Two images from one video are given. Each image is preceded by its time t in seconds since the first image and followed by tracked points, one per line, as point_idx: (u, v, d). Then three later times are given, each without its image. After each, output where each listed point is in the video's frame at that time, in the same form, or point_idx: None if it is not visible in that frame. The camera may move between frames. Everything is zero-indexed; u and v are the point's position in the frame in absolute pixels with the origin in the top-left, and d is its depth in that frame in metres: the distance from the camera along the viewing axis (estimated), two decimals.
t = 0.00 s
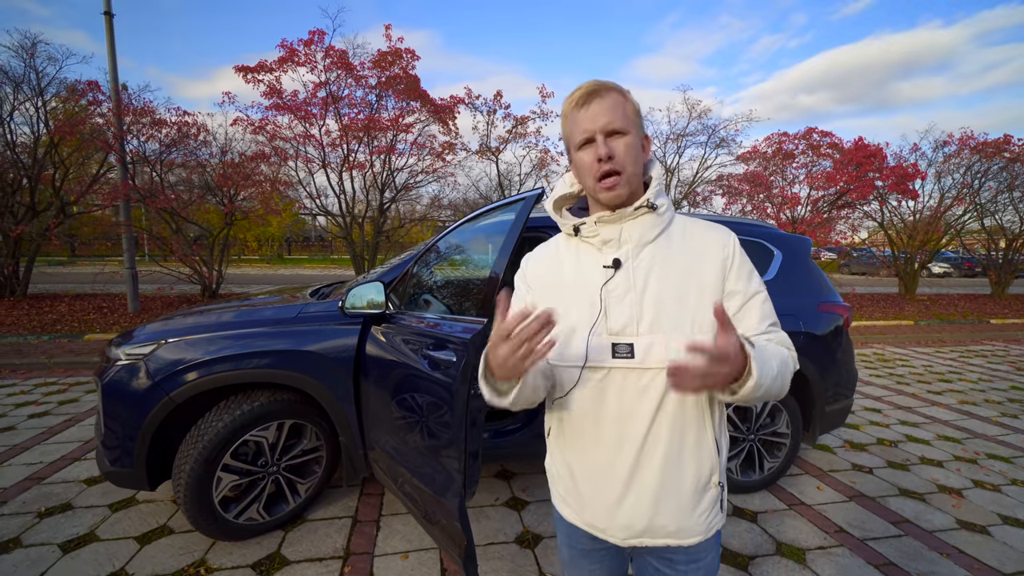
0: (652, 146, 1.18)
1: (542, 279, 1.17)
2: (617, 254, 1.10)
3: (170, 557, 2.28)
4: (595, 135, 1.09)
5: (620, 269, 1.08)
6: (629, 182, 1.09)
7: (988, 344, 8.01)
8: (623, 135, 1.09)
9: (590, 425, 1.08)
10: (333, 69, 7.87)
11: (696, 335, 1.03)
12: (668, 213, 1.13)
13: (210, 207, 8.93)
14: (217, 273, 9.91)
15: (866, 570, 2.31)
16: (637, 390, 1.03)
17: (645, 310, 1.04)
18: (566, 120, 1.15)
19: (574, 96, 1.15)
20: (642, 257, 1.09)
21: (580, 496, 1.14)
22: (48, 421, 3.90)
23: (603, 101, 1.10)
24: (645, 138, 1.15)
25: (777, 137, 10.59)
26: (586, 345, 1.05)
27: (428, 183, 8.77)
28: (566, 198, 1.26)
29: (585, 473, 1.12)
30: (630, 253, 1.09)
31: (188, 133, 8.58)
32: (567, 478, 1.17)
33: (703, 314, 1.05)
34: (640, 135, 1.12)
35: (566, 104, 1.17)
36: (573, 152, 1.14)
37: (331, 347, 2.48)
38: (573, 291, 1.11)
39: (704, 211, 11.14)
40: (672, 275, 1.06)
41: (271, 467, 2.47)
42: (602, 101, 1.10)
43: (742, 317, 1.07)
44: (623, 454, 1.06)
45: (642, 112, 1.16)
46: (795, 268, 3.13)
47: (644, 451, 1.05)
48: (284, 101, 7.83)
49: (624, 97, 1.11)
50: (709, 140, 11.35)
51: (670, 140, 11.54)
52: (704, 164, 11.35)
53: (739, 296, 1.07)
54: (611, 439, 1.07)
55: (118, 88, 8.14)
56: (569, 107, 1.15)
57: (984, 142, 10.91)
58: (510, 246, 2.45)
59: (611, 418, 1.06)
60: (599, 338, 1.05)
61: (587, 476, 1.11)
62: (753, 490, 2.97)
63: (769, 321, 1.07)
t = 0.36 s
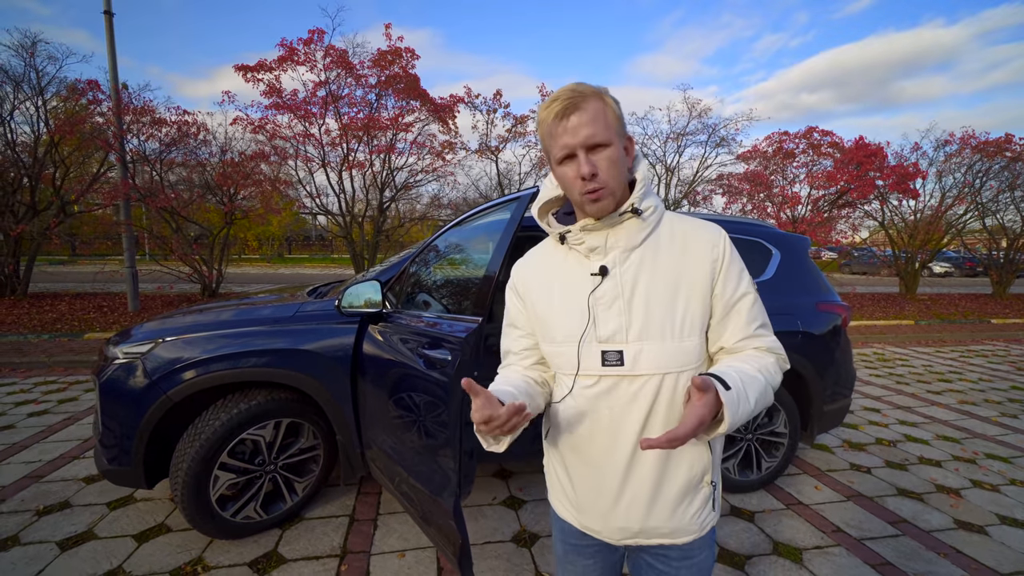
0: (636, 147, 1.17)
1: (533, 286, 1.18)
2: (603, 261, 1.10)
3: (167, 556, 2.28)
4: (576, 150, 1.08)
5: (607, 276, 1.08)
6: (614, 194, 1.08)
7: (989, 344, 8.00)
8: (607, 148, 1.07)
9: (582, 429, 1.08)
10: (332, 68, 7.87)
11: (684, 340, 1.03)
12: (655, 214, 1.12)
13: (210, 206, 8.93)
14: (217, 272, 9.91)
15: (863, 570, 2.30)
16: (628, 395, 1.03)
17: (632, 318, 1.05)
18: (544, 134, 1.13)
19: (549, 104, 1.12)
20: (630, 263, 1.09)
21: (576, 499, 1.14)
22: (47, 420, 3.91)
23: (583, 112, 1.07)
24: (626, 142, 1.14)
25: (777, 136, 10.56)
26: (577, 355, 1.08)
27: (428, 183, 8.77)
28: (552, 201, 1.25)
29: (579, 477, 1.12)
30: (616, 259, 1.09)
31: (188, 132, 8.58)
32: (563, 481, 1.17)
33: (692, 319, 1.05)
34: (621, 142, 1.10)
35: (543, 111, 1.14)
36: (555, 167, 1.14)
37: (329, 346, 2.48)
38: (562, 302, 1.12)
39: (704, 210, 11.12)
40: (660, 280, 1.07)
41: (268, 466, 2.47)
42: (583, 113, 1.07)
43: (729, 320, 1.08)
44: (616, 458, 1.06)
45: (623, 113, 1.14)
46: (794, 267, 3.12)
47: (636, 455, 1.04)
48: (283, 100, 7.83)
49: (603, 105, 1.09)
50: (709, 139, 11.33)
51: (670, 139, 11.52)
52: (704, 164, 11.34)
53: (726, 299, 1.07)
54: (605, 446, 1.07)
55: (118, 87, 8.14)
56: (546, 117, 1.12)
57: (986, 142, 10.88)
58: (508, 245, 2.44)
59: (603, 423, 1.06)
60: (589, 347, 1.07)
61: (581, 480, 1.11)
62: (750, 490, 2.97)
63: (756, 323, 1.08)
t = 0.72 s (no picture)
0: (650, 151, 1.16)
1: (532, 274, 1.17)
2: (605, 253, 1.11)
3: (169, 552, 2.30)
4: (602, 150, 1.04)
5: (608, 268, 1.09)
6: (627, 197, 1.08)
7: (991, 342, 7.98)
8: (630, 154, 1.05)
9: (580, 421, 1.09)
10: (334, 68, 7.90)
11: (680, 335, 1.06)
12: (657, 213, 1.14)
13: (212, 206, 8.97)
14: (219, 271, 9.95)
15: (861, 567, 2.31)
16: (625, 387, 1.04)
17: (631, 311, 1.06)
18: (570, 125, 1.08)
19: (585, 93, 1.06)
20: (630, 257, 1.10)
21: (570, 492, 1.14)
22: (51, 418, 3.94)
23: (618, 114, 1.03)
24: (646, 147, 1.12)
25: (779, 134, 10.54)
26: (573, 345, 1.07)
27: (430, 182, 8.79)
28: (555, 194, 1.25)
29: (574, 470, 1.12)
30: (618, 252, 1.10)
31: (190, 132, 8.61)
32: (556, 474, 1.18)
33: (687, 315, 1.07)
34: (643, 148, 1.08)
35: (575, 101, 1.07)
36: (574, 159, 1.09)
37: (330, 344, 2.50)
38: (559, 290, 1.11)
39: (706, 209, 11.11)
40: (657, 275, 1.08)
41: (269, 462, 2.49)
42: (618, 115, 1.03)
43: (721, 317, 1.09)
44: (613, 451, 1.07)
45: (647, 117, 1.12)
46: (794, 265, 3.13)
47: (633, 449, 1.06)
48: (285, 100, 7.86)
49: (636, 109, 1.06)
50: (711, 138, 11.31)
51: (672, 138, 11.50)
52: (706, 163, 11.33)
53: (720, 298, 1.09)
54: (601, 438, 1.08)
55: (121, 88, 8.18)
56: (577, 108, 1.06)
57: (989, 140, 10.85)
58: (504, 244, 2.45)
59: (600, 416, 1.07)
60: (587, 337, 1.07)
61: (577, 473, 1.12)
62: (750, 487, 2.97)
63: (748, 322, 1.10)
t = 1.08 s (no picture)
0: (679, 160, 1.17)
1: (543, 265, 1.13)
2: (626, 256, 1.11)
3: (171, 548, 2.32)
4: (651, 152, 1.02)
5: (628, 270, 1.09)
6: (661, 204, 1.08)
7: (992, 341, 7.97)
8: (672, 162, 1.05)
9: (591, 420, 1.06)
10: (335, 67, 7.91)
11: (689, 341, 1.10)
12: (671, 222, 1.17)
13: (214, 205, 9.00)
14: (221, 270, 9.98)
15: (861, 564, 2.31)
16: (638, 387, 1.06)
17: (648, 316, 1.08)
18: (621, 117, 1.05)
19: (650, 91, 1.02)
20: (648, 263, 1.11)
21: (570, 491, 1.11)
22: (54, 416, 3.95)
23: (675, 121, 1.02)
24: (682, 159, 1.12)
25: (781, 133, 10.52)
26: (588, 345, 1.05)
27: (431, 181, 8.80)
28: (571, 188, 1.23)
29: (577, 469, 1.10)
30: (639, 255, 1.11)
31: (192, 131, 8.64)
32: (555, 472, 1.13)
33: (694, 321, 1.12)
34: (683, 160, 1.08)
35: (635, 96, 1.03)
36: (617, 153, 1.06)
37: (331, 341, 2.50)
38: (574, 288, 1.10)
39: (707, 207, 11.10)
40: (670, 283, 1.11)
41: (271, 459, 2.50)
42: (675, 123, 1.02)
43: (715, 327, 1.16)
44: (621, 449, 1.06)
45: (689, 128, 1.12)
46: (795, 263, 3.13)
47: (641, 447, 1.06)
48: (286, 99, 7.89)
49: (689, 120, 1.06)
50: (713, 136, 11.28)
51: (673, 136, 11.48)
52: (707, 161, 11.31)
53: (718, 309, 1.16)
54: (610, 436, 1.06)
55: (123, 87, 8.21)
56: (636, 103, 1.02)
57: (991, 138, 10.81)
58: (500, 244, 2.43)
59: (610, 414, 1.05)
60: (602, 338, 1.06)
61: (581, 472, 1.09)
62: (750, 484, 2.98)
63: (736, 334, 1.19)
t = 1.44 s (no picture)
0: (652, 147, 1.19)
1: (533, 265, 1.20)
2: (608, 248, 1.13)
3: (173, 544, 2.33)
4: (601, 136, 1.08)
5: (610, 263, 1.12)
6: (628, 186, 1.10)
7: (987, 340, 8.03)
8: (628, 141, 1.08)
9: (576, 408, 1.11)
10: (334, 65, 7.90)
11: (677, 328, 1.08)
12: (658, 212, 1.16)
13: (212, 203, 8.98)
14: (219, 268, 9.96)
15: (857, 559, 2.34)
16: (622, 377, 1.06)
17: (632, 305, 1.08)
18: (573, 114, 1.13)
19: (586, 86, 1.12)
20: (631, 253, 1.12)
21: (563, 479, 1.16)
22: (53, 413, 3.95)
23: (616, 102, 1.08)
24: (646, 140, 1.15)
25: (779, 132, 10.56)
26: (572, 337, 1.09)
27: (429, 179, 8.79)
28: (559, 188, 1.27)
29: (571, 457, 1.14)
30: (621, 247, 1.13)
31: (190, 128, 8.61)
32: (551, 461, 1.19)
33: (683, 310, 1.10)
34: (642, 139, 1.11)
35: (576, 95, 1.13)
36: (575, 149, 1.14)
37: (331, 339, 2.51)
38: (561, 284, 1.15)
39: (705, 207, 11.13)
40: (657, 271, 1.11)
41: (272, 456, 2.51)
42: (616, 104, 1.08)
43: (712, 314, 1.13)
44: (608, 440, 1.09)
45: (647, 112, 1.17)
46: (791, 261, 3.16)
47: (627, 438, 1.08)
48: (285, 97, 7.87)
49: (635, 99, 1.11)
50: (711, 136, 11.31)
51: (672, 136, 11.49)
52: (705, 160, 11.33)
53: (713, 295, 1.12)
54: (598, 426, 1.10)
55: (121, 84, 8.18)
56: (578, 100, 1.12)
57: (987, 138, 10.86)
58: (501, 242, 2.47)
59: (596, 404, 1.09)
60: (586, 329, 1.09)
61: (571, 459, 1.14)
62: (746, 481, 3.01)
63: (739, 319, 1.13)
